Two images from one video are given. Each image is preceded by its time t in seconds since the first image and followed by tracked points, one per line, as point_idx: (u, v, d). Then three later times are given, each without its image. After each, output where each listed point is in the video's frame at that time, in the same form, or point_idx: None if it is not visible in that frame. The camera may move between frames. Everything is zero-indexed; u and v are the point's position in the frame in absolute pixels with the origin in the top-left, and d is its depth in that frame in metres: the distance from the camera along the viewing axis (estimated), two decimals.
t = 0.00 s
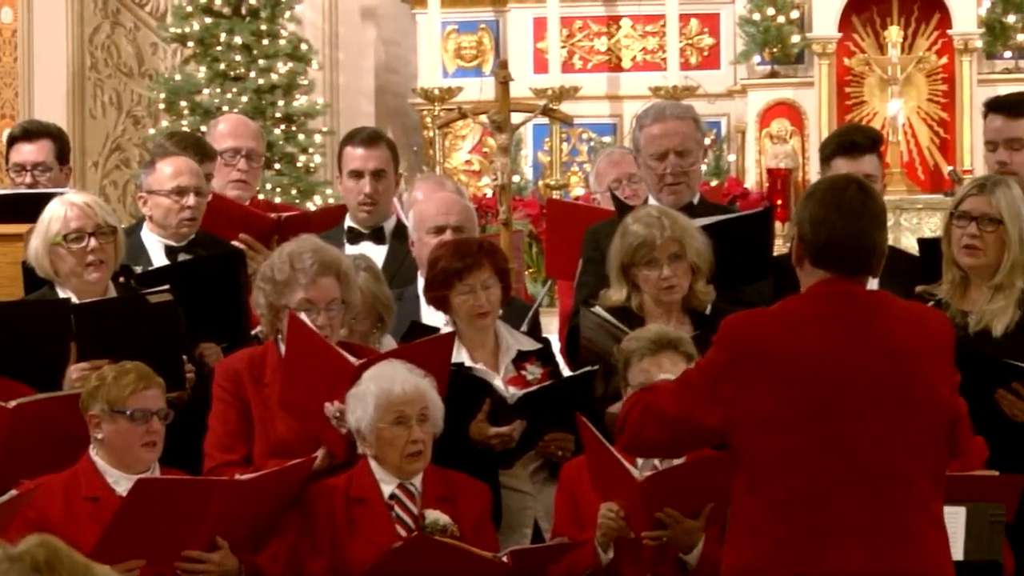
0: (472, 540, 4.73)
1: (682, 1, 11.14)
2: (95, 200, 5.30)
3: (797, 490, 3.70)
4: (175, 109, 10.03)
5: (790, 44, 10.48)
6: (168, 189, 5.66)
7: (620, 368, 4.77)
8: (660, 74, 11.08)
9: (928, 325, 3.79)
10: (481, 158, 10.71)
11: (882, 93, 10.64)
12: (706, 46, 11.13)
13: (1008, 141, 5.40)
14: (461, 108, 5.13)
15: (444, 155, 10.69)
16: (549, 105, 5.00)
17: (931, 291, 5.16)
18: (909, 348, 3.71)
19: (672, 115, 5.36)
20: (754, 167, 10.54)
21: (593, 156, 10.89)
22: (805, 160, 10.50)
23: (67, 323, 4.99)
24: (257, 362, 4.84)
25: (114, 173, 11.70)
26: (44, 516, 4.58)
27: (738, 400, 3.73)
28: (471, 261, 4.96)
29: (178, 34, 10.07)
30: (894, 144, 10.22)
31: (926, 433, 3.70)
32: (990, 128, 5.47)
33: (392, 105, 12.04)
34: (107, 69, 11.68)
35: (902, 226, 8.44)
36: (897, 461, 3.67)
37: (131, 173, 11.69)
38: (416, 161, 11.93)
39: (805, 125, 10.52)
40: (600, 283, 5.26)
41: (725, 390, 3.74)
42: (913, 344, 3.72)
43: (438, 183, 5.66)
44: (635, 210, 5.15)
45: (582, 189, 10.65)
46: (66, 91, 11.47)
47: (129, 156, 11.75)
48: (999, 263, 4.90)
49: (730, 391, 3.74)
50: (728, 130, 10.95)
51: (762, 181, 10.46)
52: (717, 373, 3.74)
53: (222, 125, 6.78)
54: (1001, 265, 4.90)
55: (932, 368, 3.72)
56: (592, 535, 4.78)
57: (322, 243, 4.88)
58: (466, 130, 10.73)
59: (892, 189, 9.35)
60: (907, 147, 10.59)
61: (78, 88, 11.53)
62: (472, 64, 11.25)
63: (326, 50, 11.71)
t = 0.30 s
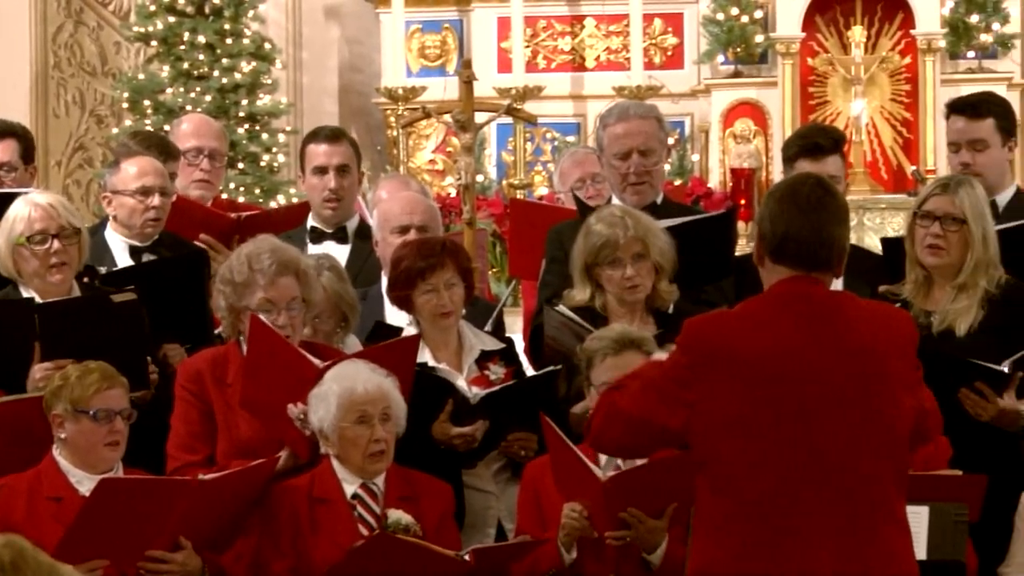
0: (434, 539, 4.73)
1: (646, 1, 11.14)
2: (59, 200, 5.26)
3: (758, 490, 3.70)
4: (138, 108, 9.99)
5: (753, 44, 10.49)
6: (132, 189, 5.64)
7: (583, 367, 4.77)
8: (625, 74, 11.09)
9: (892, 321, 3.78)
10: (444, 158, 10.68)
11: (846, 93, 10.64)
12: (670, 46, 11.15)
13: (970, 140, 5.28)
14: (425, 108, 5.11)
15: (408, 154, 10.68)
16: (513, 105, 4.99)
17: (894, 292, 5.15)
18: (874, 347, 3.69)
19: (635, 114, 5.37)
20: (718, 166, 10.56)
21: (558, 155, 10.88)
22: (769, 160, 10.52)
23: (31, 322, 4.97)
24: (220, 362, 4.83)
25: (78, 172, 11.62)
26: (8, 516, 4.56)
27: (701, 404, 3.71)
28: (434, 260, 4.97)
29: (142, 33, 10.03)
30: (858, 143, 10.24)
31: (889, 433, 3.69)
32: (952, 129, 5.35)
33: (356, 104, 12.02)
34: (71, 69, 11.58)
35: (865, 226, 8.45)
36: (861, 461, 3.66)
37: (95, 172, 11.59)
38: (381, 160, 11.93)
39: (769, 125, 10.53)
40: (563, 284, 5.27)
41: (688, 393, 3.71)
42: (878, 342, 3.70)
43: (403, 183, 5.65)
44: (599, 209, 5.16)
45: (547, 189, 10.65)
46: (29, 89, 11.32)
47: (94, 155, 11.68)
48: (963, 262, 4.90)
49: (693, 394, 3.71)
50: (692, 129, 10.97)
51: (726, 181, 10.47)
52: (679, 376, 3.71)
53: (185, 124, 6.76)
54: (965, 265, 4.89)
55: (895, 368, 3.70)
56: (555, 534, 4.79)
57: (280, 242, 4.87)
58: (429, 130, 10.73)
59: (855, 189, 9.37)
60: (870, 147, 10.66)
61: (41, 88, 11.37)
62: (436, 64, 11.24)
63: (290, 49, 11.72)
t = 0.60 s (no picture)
0: (395, 535, 4.73)
1: None
2: (19, 202, 5.21)
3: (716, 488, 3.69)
4: (100, 106, 9.96)
5: (715, 43, 10.55)
6: (93, 188, 5.62)
7: (545, 366, 4.79)
8: (585, 73, 11.11)
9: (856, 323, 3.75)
10: (407, 156, 10.72)
11: (807, 91, 10.73)
12: (631, 45, 11.14)
13: (931, 139, 5.27)
14: (387, 106, 5.09)
15: (369, 152, 10.70)
16: (475, 104, 4.98)
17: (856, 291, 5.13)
18: (836, 348, 3.66)
19: (597, 114, 5.36)
20: (680, 166, 10.63)
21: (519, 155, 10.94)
22: (731, 159, 10.59)
23: None
24: (179, 362, 4.82)
25: (39, 170, 11.56)
26: None
27: (660, 397, 3.70)
28: (396, 260, 4.96)
29: (104, 31, 10.01)
30: (820, 142, 10.30)
31: (849, 433, 3.67)
32: (913, 129, 5.34)
33: (317, 103, 12.01)
34: (32, 67, 11.52)
35: (827, 225, 8.50)
36: (820, 460, 3.63)
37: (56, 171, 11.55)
38: (342, 159, 11.92)
39: (731, 124, 10.60)
40: (526, 283, 5.27)
41: (648, 385, 3.71)
42: (840, 343, 3.67)
43: (365, 181, 5.65)
44: (564, 207, 5.12)
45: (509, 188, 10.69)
46: None
47: (55, 154, 11.66)
48: (925, 261, 4.88)
49: (653, 386, 3.71)
50: (655, 128, 10.93)
51: (688, 179, 10.56)
52: (639, 368, 3.71)
53: (146, 123, 6.74)
54: (927, 265, 4.88)
55: (855, 367, 3.68)
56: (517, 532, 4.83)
57: (232, 242, 4.87)
58: (392, 129, 10.75)
59: (817, 188, 9.40)
60: (832, 146, 10.73)
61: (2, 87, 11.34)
62: (398, 63, 11.26)
63: (251, 47, 11.66)
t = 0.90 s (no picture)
0: (348, 536, 4.73)
1: None
2: None
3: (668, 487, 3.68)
4: (53, 106, 9.89)
5: (670, 44, 10.56)
6: (44, 190, 5.57)
7: (499, 366, 4.78)
8: (541, 73, 11.07)
9: (809, 324, 3.74)
10: (361, 156, 10.68)
11: (761, 92, 10.69)
12: (586, 45, 11.10)
13: (885, 139, 5.29)
14: (342, 106, 5.08)
15: (323, 153, 10.68)
16: (430, 104, 4.97)
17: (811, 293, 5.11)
18: (785, 349, 3.65)
19: (551, 116, 5.31)
20: (634, 166, 10.61)
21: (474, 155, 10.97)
22: (686, 160, 10.61)
23: None
24: (130, 363, 4.80)
25: None
26: None
27: (609, 404, 3.70)
28: (351, 261, 4.96)
29: (57, 31, 9.98)
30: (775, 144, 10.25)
31: (801, 432, 3.66)
32: (868, 128, 5.36)
33: (271, 102, 11.98)
34: None
35: (780, 225, 8.49)
36: (770, 459, 3.62)
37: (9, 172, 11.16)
38: (295, 159, 11.88)
39: (686, 124, 10.64)
40: (481, 284, 5.25)
41: (597, 391, 3.72)
42: (789, 343, 3.67)
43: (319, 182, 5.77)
44: (521, 206, 5.05)
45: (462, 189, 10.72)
46: None
47: (9, 154, 11.22)
48: (880, 261, 4.87)
49: (602, 393, 3.72)
50: (609, 129, 10.92)
51: (643, 180, 10.53)
52: (588, 374, 3.73)
53: (101, 123, 6.73)
54: (881, 265, 4.87)
55: (804, 370, 3.68)
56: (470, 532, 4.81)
57: (181, 241, 4.85)
58: (345, 130, 10.72)
59: (770, 189, 9.37)
60: (785, 147, 10.76)
61: None
62: (352, 63, 11.23)
63: (205, 47, 11.52)
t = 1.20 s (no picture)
0: (301, 535, 4.72)
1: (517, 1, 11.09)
2: None
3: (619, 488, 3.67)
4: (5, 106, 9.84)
5: (624, 45, 10.55)
6: None
7: (453, 367, 4.76)
8: (495, 74, 11.10)
9: (760, 327, 3.69)
10: (316, 157, 10.66)
11: (715, 93, 10.80)
12: (540, 46, 11.09)
13: (839, 141, 5.30)
14: (296, 107, 5.07)
15: (277, 153, 10.64)
16: (383, 105, 4.96)
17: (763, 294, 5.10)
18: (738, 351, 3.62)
19: (499, 119, 5.21)
20: (588, 167, 10.59)
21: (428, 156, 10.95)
22: (640, 160, 10.61)
23: None
24: (81, 364, 4.78)
25: None
26: None
27: (560, 411, 3.69)
28: (305, 264, 4.94)
29: (9, 31, 9.93)
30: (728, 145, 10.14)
31: (755, 433, 3.64)
32: (822, 130, 5.37)
33: (225, 103, 11.91)
34: None
35: (734, 227, 8.34)
36: (720, 460, 3.61)
37: None
38: (250, 160, 11.82)
39: (640, 125, 10.64)
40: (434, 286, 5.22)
41: (546, 398, 3.71)
42: (743, 345, 3.63)
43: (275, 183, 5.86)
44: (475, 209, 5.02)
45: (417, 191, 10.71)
46: None
47: None
48: (833, 263, 4.87)
49: (552, 400, 3.70)
50: (564, 130, 10.91)
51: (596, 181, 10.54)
52: (537, 383, 3.72)
53: (55, 123, 6.71)
54: (834, 266, 4.86)
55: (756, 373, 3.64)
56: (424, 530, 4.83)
57: (133, 241, 4.84)
58: (299, 130, 10.68)
59: (725, 191, 9.34)
60: (739, 148, 10.79)
61: None
62: (306, 63, 11.22)
63: (159, 48, 11.58)
